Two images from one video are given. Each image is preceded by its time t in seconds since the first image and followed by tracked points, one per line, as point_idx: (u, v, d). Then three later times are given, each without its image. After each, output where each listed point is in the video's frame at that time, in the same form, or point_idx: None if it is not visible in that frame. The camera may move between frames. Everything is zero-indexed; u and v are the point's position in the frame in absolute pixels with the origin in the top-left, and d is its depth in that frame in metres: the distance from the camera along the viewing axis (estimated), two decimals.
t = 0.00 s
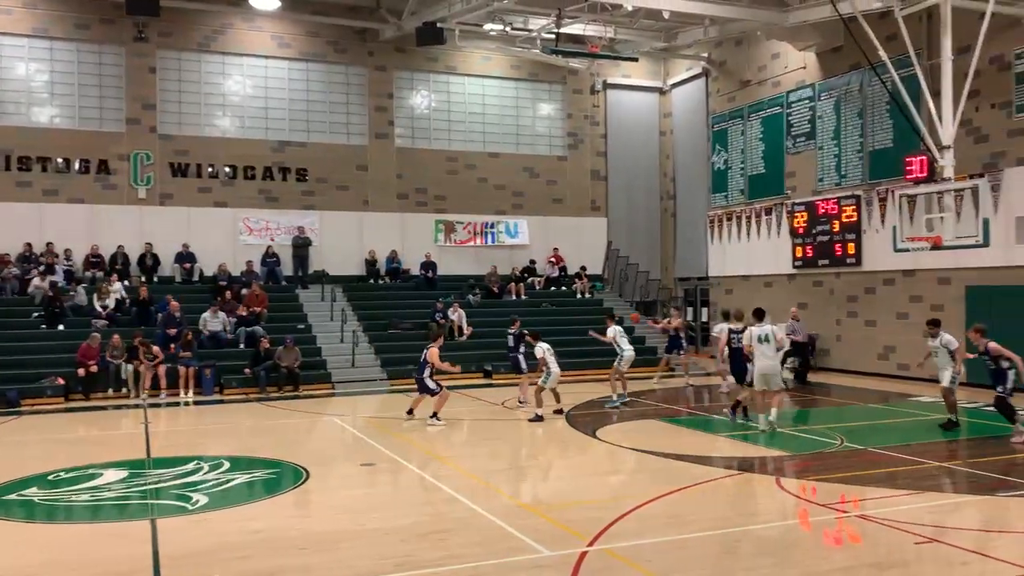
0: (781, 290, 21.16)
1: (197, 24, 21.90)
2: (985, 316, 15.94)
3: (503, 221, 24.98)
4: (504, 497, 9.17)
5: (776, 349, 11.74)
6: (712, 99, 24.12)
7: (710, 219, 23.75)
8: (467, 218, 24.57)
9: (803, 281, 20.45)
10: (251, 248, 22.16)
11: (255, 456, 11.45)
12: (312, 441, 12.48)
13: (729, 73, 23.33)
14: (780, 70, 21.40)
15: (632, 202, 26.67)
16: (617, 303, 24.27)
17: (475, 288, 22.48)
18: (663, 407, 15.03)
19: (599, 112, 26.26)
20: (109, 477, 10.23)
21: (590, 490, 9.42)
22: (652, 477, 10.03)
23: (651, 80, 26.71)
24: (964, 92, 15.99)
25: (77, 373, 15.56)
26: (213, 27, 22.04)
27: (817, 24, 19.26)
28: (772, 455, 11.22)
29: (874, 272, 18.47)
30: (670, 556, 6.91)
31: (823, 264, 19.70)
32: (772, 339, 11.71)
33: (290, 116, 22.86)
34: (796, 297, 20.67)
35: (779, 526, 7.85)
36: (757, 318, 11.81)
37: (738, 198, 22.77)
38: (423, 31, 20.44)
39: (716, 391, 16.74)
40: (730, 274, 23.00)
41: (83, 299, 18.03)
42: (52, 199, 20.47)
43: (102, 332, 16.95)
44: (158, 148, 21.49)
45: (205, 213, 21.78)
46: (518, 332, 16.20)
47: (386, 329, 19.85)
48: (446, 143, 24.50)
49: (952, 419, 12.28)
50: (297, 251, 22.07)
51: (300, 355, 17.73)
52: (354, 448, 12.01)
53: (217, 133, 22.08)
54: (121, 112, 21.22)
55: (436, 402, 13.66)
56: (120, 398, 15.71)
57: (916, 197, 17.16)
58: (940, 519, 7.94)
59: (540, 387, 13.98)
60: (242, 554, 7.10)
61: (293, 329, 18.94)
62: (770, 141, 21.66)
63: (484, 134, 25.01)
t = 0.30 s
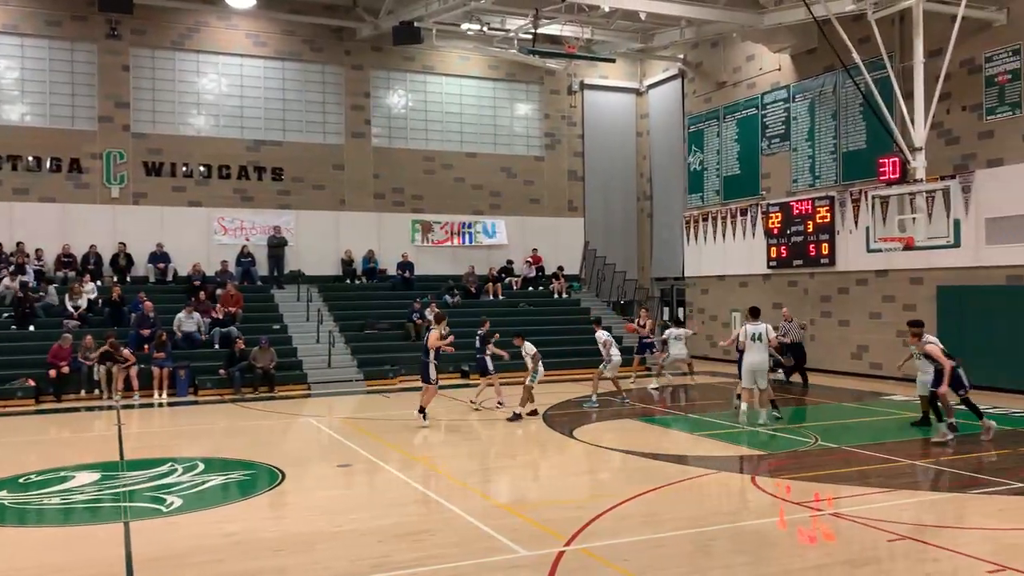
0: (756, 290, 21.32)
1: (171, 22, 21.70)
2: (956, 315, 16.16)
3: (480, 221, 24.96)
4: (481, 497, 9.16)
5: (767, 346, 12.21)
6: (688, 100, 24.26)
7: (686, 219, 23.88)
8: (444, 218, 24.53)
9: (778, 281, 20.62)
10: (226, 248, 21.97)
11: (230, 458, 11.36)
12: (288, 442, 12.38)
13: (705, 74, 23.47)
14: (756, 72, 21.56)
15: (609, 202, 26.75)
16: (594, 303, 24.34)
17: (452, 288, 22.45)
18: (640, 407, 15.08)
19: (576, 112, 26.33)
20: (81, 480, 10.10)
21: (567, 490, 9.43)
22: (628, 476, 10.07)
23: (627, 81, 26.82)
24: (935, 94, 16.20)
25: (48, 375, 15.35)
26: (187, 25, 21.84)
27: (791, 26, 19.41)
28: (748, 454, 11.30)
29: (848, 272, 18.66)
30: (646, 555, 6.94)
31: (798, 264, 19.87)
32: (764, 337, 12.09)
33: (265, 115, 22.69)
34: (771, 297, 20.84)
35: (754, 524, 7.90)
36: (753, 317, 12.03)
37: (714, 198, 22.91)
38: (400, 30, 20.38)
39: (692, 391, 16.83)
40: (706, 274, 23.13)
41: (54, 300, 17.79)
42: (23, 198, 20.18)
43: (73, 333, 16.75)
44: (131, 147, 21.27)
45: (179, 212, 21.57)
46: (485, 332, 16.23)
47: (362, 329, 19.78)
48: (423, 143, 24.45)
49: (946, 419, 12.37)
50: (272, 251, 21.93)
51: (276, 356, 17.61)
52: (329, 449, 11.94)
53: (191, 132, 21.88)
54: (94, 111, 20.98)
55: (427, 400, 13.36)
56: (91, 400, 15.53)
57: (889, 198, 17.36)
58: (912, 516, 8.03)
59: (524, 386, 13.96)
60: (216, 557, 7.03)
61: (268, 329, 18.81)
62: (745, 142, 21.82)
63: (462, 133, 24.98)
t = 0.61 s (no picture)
0: (739, 290, 21.42)
1: (152, 20, 21.53)
2: (936, 315, 16.31)
3: (464, 221, 24.91)
4: (465, 498, 9.15)
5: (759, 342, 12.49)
6: (671, 100, 24.34)
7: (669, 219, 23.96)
8: (428, 218, 24.47)
9: (760, 281, 20.74)
10: (208, 248, 21.83)
11: (211, 459, 11.28)
12: (272, 443, 12.31)
13: (688, 75, 23.55)
14: (738, 72, 21.65)
15: (593, 202, 26.81)
16: (578, 303, 24.36)
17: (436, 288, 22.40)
18: (624, 407, 15.11)
19: (560, 113, 26.35)
20: (61, 482, 10.00)
21: (550, 490, 9.44)
22: (612, 476, 10.09)
23: (611, 81, 26.87)
24: (915, 96, 16.35)
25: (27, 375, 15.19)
26: (168, 23, 21.67)
27: (774, 27, 19.50)
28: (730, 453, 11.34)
29: (830, 272, 18.79)
30: (630, 554, 6.95)
31: (780, 264, 19.99)
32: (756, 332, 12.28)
33: (248, 114, 22.56)
34: (754, 297, 20.94)
35: (737, 523, 7.93)
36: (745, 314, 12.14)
37: (697, 198, 23.01)
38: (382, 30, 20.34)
39: (675, 391, 16.88)
40: (689, 274, 23.22)
41: (33, 300, 17.62)
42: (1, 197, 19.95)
43: (53, 333, 16.60)
44: (112, 146, 21.10)
45: (161, 212, 21.41)
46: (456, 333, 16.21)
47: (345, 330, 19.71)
48: (407, 143, 24.39)
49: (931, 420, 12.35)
50: (255, 251, 21.81)
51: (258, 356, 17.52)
52: (312, 450, 11.89)
53: (173, 130, 21.73)
54: (74, 109, 20.79)
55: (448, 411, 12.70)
56: (71, 401, 15.39)
57: (870, 198, 17.50)
58: (893, 514, 8.10)
59: (521, 388, 13.93)
60: (199, 559, 6.98)
61: (250, 330, 18.70)
62: (728, 142, 21.92)
63: (445, 133, 24.93)
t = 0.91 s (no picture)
0: (726, 291, 21.49)
1: (138, 18, 21.42)
2: (923, 315, 16.40)
3: (453, 221, 24.87)
4: (454, 498, 9.13)
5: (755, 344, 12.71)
6: (659, 101, 24.39)
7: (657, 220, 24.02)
8: (416, 218, 24.42)
9: (748, 281, 20.81)
10: (195, 248, 21.72)
11: (198, 460, 11.23)
12: (259, 444, 12.27)
13: (676, 76, 23.60)
14: (726, 73, 21.72)
15: (581, 203, 26.86)
16: (567, 303, 24.38)
17: (424, 288, 22.37)
18: (612, 406, 15.13)
19: (548, 113, 26.36)
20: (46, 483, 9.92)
21: (538, 490, 9.43)
22: (600, 475, 10.09)
23: (599, 82, 26.92)
24: (902, 97, 16.45)
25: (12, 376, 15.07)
26: (155, 22, 21.57)
27: (761, 28, 19.57)
28: (719, 453, 11.36)
29: (817, 273, 18.87)
30: (619, 554, 6.96)
31: (767, 264, 20.06)
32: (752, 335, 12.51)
33: (235, 113, 22.47)
34: (741, 297, 21.00)
35: (724, 522, 7.95)
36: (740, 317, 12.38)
37: (685, 199, 23.07)
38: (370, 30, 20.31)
39: (663, 390, 16.90)
40: (676, 274, 23.28)
41: (18, 300, 17.49)
42: None
43: (38, 333, 16.49)
44: (97, 145, 20.98)
45: (147, 211, 21.30)
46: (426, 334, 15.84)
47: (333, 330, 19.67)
48: (395, 143, 24.35)
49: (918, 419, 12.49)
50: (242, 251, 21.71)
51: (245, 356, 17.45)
52: (299, 451, 11.84)
53: (160, 130, 21.62)
54: (60, 108, 20.65)
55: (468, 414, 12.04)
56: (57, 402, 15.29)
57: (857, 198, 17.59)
58: (880, 513, 8.14)
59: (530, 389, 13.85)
60: (186, 560, 6.95)
61: (237, 330, 18.63)
62: (716, 143, 22.00)
63: (434, 133, 24.90)
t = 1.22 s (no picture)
0: (713, 291, 21.58)
1: (123, 17, 21.29)
2: (907, 315, 16.52)
3: (440, 221, 24.85)
4: (441, 498, 9.12)
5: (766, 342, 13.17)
6: (646, 101, 24.45)
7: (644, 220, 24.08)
8: (403, 218, 24.38)
9: (734, 281, 20.90)
10: (180, 247, 21.61)
11: (184, 461, 11.17)
12: (246, 445, 12.22)
13: (663, 77, 23.67)
14: (712, 74, 21.79)
15: (568, 203, 26.93)
16: (554, 303, 24.41)
17: (412, 288, 22.35)
18: (600, 406, 15.17)
19: (535, 113, 26.38)
20: (30, 484, 9.85)
21: (526, 489, 9.44)
22: (587, 475, 10.10)
23: (586, 82, 26.98)
24: (886, 98, 16.57)
25: None
26: (140, 20, 21.45)
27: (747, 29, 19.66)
28: (706, 452, 11.40)
29: (802, 272, 18.97)
30: (606, 554, 6.97)
31: (753, 264, 20.16)
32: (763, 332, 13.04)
33: (221, 113, 22.36)
34: (727, 297, 21.10)
35: (711, 521, 7.98)
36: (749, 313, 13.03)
37: (671, 199, 23.14)
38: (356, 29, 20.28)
39: (650, 390, 16.95)
40: (663, 274, 23.35)
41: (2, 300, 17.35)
42: None
43: (22, 333, 16.37)
44: (82, 144, 20.83)
45: (132, 211, 21.17)
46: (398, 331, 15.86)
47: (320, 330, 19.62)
48: (382, 143, 24.31)
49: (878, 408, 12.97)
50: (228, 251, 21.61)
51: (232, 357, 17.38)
52: (286, 451, 11.79)
53: (145, 129, 21.50)
54: (44, 107, 20.50)
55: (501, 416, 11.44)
56: (41, 403, 15.18)
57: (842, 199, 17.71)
58: (865, 512, 8.20)
59: (542, 389, 13.57)
60: (170, 562, 6.90)
61: (222, 330, 18.56)
62: (702, 144, 22.08)
63: (421, 133, 24.87)
